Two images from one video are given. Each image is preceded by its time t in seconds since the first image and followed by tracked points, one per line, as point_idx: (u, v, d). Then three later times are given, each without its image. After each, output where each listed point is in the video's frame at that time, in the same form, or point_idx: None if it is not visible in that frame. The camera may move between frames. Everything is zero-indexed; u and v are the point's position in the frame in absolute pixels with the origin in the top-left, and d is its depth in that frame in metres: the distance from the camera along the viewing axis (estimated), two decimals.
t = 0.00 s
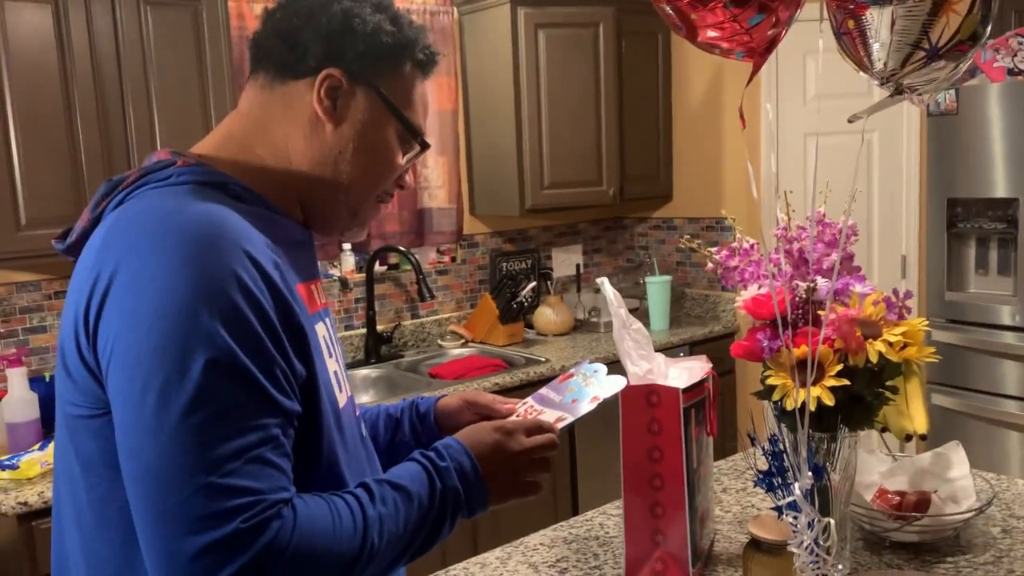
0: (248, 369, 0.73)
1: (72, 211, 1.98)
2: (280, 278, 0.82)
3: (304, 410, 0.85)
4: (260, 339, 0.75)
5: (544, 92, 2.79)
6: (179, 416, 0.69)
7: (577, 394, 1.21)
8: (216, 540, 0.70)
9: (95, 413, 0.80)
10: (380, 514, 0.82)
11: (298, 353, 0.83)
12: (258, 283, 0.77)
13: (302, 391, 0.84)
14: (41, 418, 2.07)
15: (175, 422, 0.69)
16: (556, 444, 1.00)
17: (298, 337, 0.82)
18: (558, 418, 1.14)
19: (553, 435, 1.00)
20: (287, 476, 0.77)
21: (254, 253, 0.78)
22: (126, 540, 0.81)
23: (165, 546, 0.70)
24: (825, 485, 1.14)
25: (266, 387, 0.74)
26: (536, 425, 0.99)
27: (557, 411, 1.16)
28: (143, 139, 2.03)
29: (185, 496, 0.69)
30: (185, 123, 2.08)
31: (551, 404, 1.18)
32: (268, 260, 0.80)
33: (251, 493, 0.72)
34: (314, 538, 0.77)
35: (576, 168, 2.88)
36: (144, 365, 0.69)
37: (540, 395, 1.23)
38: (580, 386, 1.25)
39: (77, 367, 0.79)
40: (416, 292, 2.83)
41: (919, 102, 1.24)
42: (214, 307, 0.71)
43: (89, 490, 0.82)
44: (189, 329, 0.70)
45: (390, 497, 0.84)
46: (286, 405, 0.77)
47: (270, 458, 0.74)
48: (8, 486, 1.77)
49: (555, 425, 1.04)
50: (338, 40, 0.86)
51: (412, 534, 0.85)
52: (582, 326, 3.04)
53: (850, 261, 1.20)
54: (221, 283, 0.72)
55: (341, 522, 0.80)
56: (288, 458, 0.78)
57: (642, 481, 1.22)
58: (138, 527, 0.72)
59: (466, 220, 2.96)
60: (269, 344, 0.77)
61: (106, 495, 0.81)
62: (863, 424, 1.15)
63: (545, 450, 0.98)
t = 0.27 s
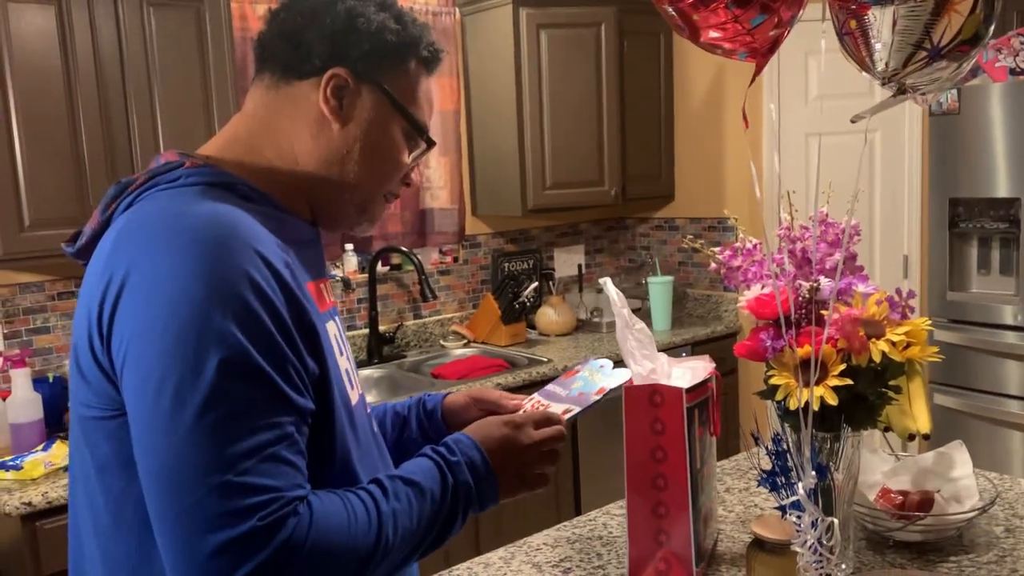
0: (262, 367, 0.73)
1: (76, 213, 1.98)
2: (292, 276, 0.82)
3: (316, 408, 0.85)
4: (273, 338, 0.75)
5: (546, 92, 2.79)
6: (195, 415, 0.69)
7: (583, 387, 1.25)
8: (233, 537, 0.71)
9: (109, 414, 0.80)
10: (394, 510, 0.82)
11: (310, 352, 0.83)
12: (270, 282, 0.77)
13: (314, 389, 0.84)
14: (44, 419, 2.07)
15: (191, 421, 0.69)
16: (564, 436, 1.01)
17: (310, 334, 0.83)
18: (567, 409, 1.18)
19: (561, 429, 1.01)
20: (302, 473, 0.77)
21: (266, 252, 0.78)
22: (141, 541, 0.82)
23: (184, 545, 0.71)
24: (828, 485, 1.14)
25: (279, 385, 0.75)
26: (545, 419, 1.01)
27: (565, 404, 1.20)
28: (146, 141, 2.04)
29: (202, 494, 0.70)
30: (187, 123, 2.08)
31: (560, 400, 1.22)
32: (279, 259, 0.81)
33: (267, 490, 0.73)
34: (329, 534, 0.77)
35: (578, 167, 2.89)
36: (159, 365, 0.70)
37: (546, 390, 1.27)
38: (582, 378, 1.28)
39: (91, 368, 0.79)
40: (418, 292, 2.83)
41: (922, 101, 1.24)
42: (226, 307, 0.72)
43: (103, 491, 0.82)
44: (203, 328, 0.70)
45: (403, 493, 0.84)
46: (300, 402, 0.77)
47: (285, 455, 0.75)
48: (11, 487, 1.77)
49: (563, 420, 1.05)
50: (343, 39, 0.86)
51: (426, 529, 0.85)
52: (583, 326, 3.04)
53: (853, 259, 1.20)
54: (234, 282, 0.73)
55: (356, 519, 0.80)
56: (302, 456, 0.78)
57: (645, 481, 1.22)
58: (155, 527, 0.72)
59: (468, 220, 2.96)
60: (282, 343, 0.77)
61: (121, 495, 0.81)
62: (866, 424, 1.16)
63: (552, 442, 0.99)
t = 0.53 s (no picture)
0: (276, 364, 0.73)
1: (80, 213, 1.99)
2: (305, 274, 0.82)
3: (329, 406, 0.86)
4: (287, 335, 0.75)
5: (550, 93, 2.80)
6: (208, 411, 0.70)
7: (593, 387, 1.26)
8: (246, 533, 0.71)
9: (124, 410, 0.80)
10: (405, 507, 0.83)
11: (324, 350, 0.83)
12: (284, 280, 0.77)
13: (327, 386, 0.85)
14: (47, 418, 2.07)
15: (204, 417, 0.70)
16: (574, 435, 1.02)
17: (323, 333, 0.83)
18: (576, 410, 1.20)
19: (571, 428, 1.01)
20: (314, 470, 0.77)
21: (280, 250, 0.78)
22: (153, 537, 0.82)
23: (197, 540, 0.71)
24: (830, 487, 1.15)
25: (293, 383, 0.75)
26: (555, 418, 1.01)
27: (574, 404, 1.22)
28: (150, 141, 2.04)
29: (215, 490, 0.70)
30: (191, 123, 2.08)
31: (568, 399, 1.24)
32: (293, 257, 0.81)
33: (280, 486, 0.73)
34: (341, 530, 0.78)
35: (581, 169, 2.89)
36: (174, 362, 0.70)
37: (557, 390, 1.29)
38: (595, 377, 1.29)
39: (106, 365, 0.80)
40: (421, 293, 2.84)
41: (926, 104, 1.24)
42: (241, 304, 0.72)
43: (117, 487, 0.83)
44: (217, 325, 0.71)
45: (414, 490, 0.85)
46: (313, 400, 0.78)
47: (298, 452, 0.75)
48: (15, 485, 1.78)
49: (572, 418, 1.06)
50: (355, 39, 0.87)
51: (437, 526, 0.85)
52: (586, 328, 3.04)
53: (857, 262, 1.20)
54: (248, 280, 0.73)
55: (367, 515, 0.80)
56: (315, 453, 0.78)
57: (648, 482, 1.22)
58: (169, 523, 0.73)
59: (471, 221, 2.96)
60: (296, 341, 0.77)
61: (134, 491, 0.82)
62: (868, 428, 1.16)
63: (563, 441, 0.99)
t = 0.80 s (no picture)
0: (282, 362, 0.73)
1: (85, 209, 1.99)
2: (312, 273, 0.83)
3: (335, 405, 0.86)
4: (293, 333, 0.76)
5: (555, 94, 2.80)
6: (214, 408, 0.70)
7: (601, 391, 1.22)
8: (251, 530, 0.71)
9: (130, 406, 0.80)
10: (409, 505, 0.83)
11: (331, 349, 0.84)
12: (291, 278, 0.77)
13: (334, 385, 0.85)
14: (50, 414, 2.08)
15: (210, 414, 0.70)
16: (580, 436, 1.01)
17: (330, 332, 0.83)
18: (581, 413, 1.15)
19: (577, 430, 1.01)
20: (319, 468, 0.77)
21: (287, 248, 0.79)
22: (158, 533, 0.82)
23: (202, 537, 0.71)
24: (833, 490, 1.15)
25: (299, 381, 0.75)
26: (561, 418, 1.01)
27: (580, 407, 1.17)
28: (156, 139, 2.04)
29: (220, 486, 0.70)
30: (196, 121, 2.08)
31: (573, 403, 1.21)
32: (300, 256, 0.81)
33: (285, 483, 0.73)
34: (345, 528, 0.78)
35: (586, 170, 2.89)
36: (180, 358, 0.70)
37: (564, 394, 1.24)
38: (603, 379, 1.26)
39: (113, 360, 0.80)
40: (425, 293, 2.84)
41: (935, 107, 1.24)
42: (248, 301, 0.72)
43: (122, 482, 0.83)
44: (224, 322, 0.71)
45: (419, 489, 0.85)
46: (319, 398, 0.78)
47: (303, 449, 0.75)
48: (18, 481, 1.78)
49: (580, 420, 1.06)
50: (366, 40, 0.87)
51: (441, 525, 0.85)
52: (589, 328, 3.04)
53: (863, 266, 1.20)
54: (256, 277, 0.73)
55: (372, 514, 0.80)
56: (320, 451, 0.79)
57: (652, 484, 1.22)
58: (174, 519, 0.73)
59: (475, 221, 2.97)
60: (302, 339, 0.77)
61: (139, 488, 0.82)
62: (872, 431, 1.16)
63: (569, 442, 0.98)
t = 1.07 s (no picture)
0: (276, 349, 0.73)
1: (89, 202, 1.99)
2: (308, 259, 0.82)
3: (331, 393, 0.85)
4: (288, 320, 0.75)
5: (559, 89, 2.79)
6: (207, 395, 0.69)
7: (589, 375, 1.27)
8: (244, 517, 0.70)
9: (126, 395, 0.80)
10: (403, 490, 0.82)
11: (326, 337, 0.83)
12: (285, 265, 0.77)
13: (329, 374, 0.84)
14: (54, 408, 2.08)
15: (202, 401, 0.69)
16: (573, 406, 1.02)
17: (325, 319, 0.83)
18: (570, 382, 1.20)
19: (569, 401, 1.01)
20: (313, 455, 0.77)
21: (282, 234, 0.78)
22: (153, 525, 0.81)
23: (195, 525, 0.70)
24: (840, 487, 1.13)
25: (293, 368, 0.74)
26: (551, 391, 1.02)
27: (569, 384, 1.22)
28: (160, 132, 2.04)
29: (213, 474, 0.69)
30: (201, 114, 2.08)
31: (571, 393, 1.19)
32: (296, 242, 0.80)
33: (278, 470, 0.72)
34: (340, 515, 0.77)
35: (590, 165, 2.88)
36: (173, 344, 0.70)
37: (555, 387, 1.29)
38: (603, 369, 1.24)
39: (107, 349, 0.79)
40: (428, 289, 2.83)
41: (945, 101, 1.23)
42: (241, 288, 0.71)
43: (118, 473, 0.82)
44: (217, 309, 0.70)
45: (413, 473, 0.84)
46: (313, 385, 0.77)
47: (296, 436, 0.74)
48: (21, 474, 1.78)
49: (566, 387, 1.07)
50: (361, 27, 0.86)
51: (435, 510, 0.85)
52: (592, 325, 3.04)
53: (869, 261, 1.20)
54: (249, 264, 0.73)
55: (365, 499, 0.80)
56: (314, 438, 0.78)
57: (656, 480, 1.22)
58: (167, 508, 0.72)
59: (479, 217, 2.96)
60: (297, 326, 0.77)
61: (134, 478, 0.81)
62: (879, 428, 1.15)
63: (562, 413, 0.98)
